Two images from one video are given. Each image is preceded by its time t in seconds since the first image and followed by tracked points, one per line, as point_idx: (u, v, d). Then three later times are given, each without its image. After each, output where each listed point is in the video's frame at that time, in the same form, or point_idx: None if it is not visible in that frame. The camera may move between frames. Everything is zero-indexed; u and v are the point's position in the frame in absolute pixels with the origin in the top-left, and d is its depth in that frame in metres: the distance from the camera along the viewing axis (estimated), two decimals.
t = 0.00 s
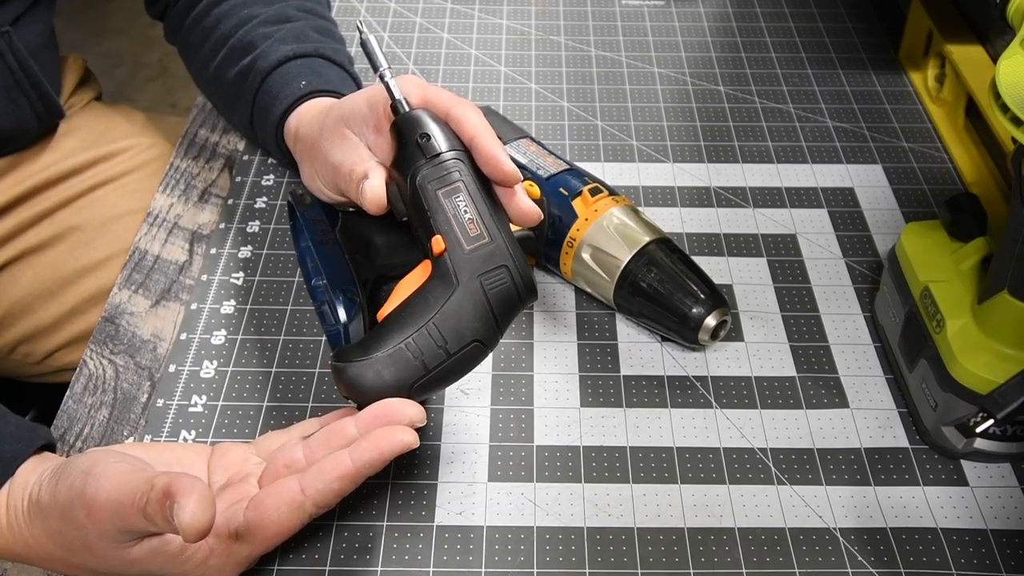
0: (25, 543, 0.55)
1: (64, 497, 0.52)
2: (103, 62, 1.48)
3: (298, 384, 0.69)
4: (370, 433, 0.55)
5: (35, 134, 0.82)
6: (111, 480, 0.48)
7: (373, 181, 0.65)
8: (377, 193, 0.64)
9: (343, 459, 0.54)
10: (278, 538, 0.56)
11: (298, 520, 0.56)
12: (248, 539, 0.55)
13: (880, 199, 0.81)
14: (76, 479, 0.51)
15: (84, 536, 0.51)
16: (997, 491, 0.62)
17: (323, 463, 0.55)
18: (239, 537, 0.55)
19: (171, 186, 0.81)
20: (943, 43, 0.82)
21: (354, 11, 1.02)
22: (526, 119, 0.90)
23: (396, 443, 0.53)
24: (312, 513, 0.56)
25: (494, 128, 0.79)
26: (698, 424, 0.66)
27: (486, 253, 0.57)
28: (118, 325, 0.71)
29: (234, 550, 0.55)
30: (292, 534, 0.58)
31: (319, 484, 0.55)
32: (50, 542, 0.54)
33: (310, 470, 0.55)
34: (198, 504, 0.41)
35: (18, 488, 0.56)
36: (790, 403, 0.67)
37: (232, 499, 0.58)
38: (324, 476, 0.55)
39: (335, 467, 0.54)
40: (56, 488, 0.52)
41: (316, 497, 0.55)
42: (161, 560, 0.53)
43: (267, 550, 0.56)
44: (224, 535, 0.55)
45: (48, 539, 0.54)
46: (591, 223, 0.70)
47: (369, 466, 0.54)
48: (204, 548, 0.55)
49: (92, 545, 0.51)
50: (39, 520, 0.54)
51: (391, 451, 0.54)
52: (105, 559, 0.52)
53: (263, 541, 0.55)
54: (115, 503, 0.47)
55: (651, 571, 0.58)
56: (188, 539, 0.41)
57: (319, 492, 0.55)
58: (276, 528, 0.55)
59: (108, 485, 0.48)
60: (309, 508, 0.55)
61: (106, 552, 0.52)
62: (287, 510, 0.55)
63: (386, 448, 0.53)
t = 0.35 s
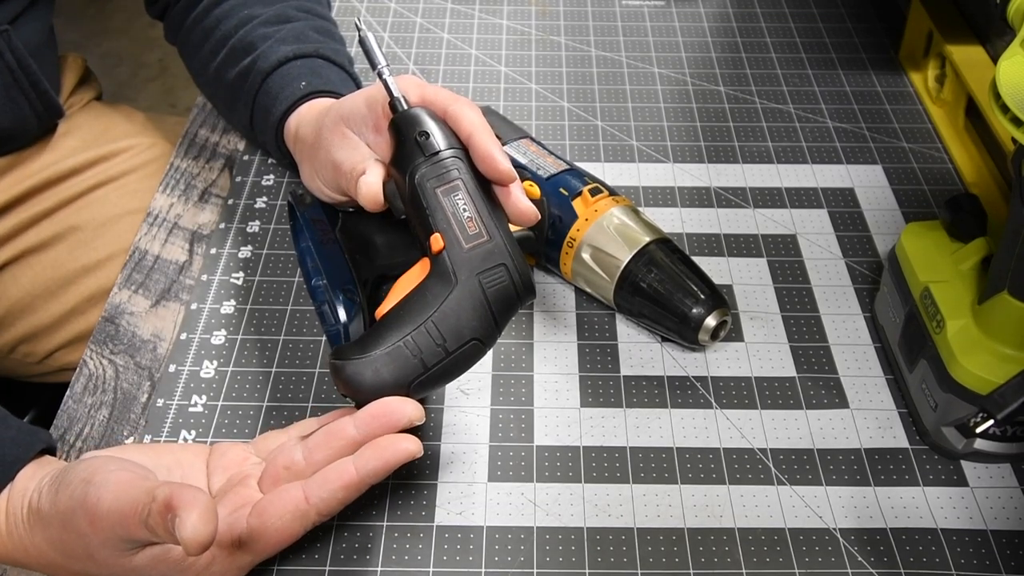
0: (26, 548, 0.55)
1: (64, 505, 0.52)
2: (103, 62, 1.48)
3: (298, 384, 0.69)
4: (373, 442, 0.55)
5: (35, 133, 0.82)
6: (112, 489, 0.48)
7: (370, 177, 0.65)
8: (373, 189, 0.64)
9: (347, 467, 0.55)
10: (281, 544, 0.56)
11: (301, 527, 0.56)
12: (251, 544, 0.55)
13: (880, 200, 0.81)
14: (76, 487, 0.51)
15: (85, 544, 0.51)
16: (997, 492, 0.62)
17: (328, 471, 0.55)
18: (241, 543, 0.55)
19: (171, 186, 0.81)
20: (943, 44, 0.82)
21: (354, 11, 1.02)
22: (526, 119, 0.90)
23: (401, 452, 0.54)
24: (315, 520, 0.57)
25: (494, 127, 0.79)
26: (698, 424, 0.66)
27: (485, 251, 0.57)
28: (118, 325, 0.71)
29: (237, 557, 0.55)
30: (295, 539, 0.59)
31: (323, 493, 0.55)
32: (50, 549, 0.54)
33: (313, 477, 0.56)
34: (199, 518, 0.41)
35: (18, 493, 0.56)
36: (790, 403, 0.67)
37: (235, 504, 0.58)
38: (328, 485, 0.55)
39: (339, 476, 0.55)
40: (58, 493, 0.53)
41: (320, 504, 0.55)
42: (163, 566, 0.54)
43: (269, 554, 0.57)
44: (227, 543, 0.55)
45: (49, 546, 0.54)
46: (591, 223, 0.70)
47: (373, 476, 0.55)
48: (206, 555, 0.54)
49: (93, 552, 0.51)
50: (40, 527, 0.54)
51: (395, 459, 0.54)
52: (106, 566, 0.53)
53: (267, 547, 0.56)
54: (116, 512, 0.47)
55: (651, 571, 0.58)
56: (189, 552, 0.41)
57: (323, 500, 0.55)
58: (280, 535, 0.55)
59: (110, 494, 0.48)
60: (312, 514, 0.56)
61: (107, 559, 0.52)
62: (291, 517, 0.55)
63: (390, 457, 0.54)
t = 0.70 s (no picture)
0: (26, 551, 0.55)
1: (67, 505, 0.52)
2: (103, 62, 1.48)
3: (298, 385, 0.69)
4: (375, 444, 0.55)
5: (34, 132, 0.82)
6: (117, 486, 0.48)
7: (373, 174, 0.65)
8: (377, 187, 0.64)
9: (349, 469, 0.55)
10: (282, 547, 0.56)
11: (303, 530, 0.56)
12: (253, 548, 0.55)
13: (880, 200, 0.82)
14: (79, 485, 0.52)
15: (89, 543, 0.51)
16: (997, 492, 0.62)
17: (329, 475, 0.55)
18: (242, 547, 0.55)
19: (171, 187, 0.81)
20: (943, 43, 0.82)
21: (354, 11, 1.02)
22: (526, 119, 0.90)
23: (404, 454, 0.54)
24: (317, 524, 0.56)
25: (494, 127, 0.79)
26: (698, 424, 0.66)
27: (480, 245, 0.57)
28: (118, 325, 0.71)
29: (238, 560, 0.55)
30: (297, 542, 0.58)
31: (325, 497, 0.55)
32: (52, 550, 0.55)
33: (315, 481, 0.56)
34: (207, 508, 0.41)
35: (18, 495, 0.56)
36: (790, 403, 0.67)
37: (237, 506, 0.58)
38: (330, 489, 0.55)
39: (341, 479, 0.55)
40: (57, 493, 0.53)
41: (323, 508, 0.55)
42: (164, 567, 0.54)
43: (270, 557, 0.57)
44: (229, 545, 0.55)
45: (51, 547, 0.54)
46: (591, 223, 0.70)
47: (375, 478, 0.55)
48: (208, 556, 0.55)
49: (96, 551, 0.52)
50: (41, 528, 0.54)
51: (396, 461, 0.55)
52: (108, 567, 0.53)
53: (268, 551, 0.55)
54: (120, 509, 0.47)
55: (651, 571, 0.58)
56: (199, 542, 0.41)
57: (326, 505, 0.55)
58: (283, 539, 0.55)
59: (114, 491, 0.48)
60: (314, 518, 0.56)
61: (110, 558, 0.52)
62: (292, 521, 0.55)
63: (392, 460, 0.55)
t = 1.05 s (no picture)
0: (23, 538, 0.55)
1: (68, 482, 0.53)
2: (103, 62, 1.48)
3: (298, 385, 0.69)
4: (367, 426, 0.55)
5: (34, 132, 0.82)
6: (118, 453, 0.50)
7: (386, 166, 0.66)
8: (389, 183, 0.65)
9: (344, 454, 0.55)
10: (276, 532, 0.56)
11: (297, 513, 0.55)
12: (244, 528, 0.55)
13: (880, 200, 0.82)
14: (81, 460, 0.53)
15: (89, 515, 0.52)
16: (997, 492, 0.62)
17: (323, 457, 0.55)
18: (236, 530, 0.55)
19: (171, 187, 0.81)
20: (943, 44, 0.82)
21: (354, 11, 1.02)
22: (526, 120, 0.90)
23: (394, 434, 0.54)
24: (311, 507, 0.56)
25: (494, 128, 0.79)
26: (698, 424, 0.66)
27: (462, 233, 0.57)
28: (118, 326, 0.71)
29: (230, 544, 0.55)
30: (292, 527, 0.58)
31: (319, 479, 0.55)
32: (47, 532, 0.54)
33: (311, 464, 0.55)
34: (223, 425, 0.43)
35: (16, 481, 0.57)
36: (790, 404, 0.67)
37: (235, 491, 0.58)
38: (324, 471, 0.55)
39: (335, 461, 0.55)
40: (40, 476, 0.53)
41: (317, 490, 0.55)
42: (159, 545, 0.54)
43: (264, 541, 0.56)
44: (221, 530, 0.55)
45: (48, 527, 0.54)
46: (591, 223, 0.70)
47: (369, 460, 0.55)
48: (201, 538, 0.54)
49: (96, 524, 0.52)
50: (41, 510, 0.54)
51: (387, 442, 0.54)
52: (107, 542, 0.53)
53: (262, 533, 0.55)
54: (125, 467, 0.49)
55: (652, 572, 0.58)
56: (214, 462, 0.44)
57: (319, 487, 0.55)
58: (277, 519, 0.55)
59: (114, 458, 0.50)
60: (307, 502, 0.55)
61: (110, 533, 0.53)
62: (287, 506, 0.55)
63: (382, 441, 0.54)
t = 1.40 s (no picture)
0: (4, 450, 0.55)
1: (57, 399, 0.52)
2: (104, 62, 1.48)
3: (298, 385, 0.69)
4: (361, 417, 0.56)
5: (34, 131, 0.82)
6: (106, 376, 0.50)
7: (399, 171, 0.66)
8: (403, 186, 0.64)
9: (330, 441, 0.56)
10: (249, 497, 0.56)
11: (273, 486, 0.56)
12: (217, 485, 0.54)
13: (880, 200, 0.82)
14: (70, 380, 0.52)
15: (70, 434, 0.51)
16: (996, 493, 0.62)
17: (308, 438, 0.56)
18: (207, 484, 0.54)
19: (171, 188, 0.81)
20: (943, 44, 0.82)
21: (355, 11, 1.02)
22: (527, 120, 0.90)
23: (386, 430, 0.55)
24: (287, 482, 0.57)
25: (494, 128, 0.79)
26: (698, 425, 0.66)
27: (465, 218, 0.57)
28: (118, 326, 0.71)
29: (197, 501, 0.54)
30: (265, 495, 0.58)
31: (302, 458, 0.56)
32: (32, 445, 0.54)
33: (294, 442, 0.56)
34: (220, 371, 0.42)
35: (12, 394, 0.57)
36: (790, 405, 0.67)
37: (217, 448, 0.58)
38: (307, 451, 0.56)
39: (319, 445, 0.56)
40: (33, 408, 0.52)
41: (296, 469, 0.56)
42: (128, 481, 0.53)
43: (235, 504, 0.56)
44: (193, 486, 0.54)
45: (31, 441, 0.54)
46: (592, 223, 0.70)
47: (353, 447, 0.56)
48: (170, 487, 0.54)
49: (76, 447, 0.52)
50: (28, 428, 0.54)
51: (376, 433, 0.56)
52: (83, 467, 0.52)
53: (235, 495, 0.55)
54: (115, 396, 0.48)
55: (652, 572, 0.58)
56: (206, 411, 0.42)
57: (300, 464, 0.56)
58: (254, 485, 0.55)
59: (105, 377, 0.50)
60: (285, 477, 0.56)
61: (86, 457, 0.52)
62: (265, 480, 0.55)
63: (373, 434, 0.55)
